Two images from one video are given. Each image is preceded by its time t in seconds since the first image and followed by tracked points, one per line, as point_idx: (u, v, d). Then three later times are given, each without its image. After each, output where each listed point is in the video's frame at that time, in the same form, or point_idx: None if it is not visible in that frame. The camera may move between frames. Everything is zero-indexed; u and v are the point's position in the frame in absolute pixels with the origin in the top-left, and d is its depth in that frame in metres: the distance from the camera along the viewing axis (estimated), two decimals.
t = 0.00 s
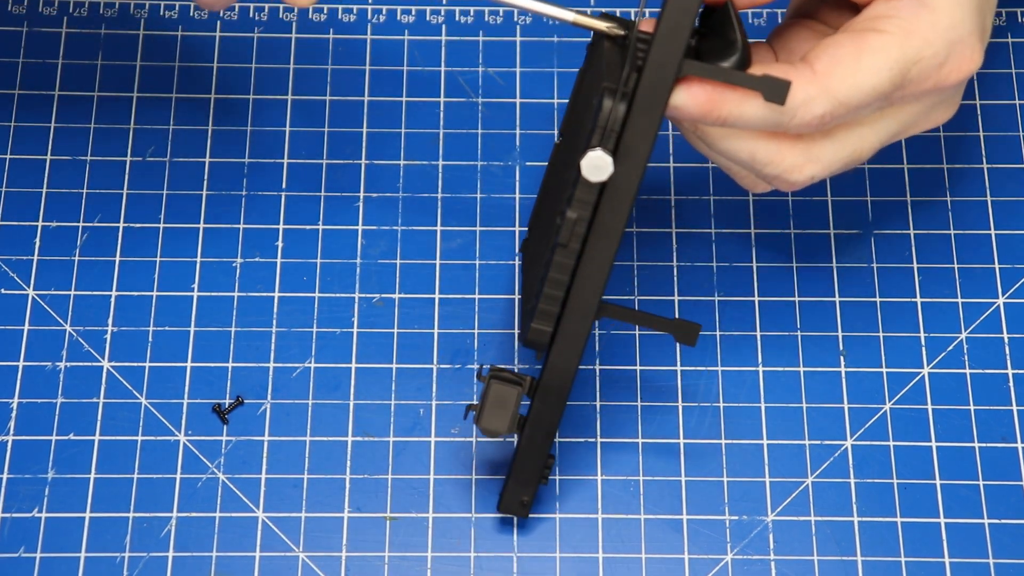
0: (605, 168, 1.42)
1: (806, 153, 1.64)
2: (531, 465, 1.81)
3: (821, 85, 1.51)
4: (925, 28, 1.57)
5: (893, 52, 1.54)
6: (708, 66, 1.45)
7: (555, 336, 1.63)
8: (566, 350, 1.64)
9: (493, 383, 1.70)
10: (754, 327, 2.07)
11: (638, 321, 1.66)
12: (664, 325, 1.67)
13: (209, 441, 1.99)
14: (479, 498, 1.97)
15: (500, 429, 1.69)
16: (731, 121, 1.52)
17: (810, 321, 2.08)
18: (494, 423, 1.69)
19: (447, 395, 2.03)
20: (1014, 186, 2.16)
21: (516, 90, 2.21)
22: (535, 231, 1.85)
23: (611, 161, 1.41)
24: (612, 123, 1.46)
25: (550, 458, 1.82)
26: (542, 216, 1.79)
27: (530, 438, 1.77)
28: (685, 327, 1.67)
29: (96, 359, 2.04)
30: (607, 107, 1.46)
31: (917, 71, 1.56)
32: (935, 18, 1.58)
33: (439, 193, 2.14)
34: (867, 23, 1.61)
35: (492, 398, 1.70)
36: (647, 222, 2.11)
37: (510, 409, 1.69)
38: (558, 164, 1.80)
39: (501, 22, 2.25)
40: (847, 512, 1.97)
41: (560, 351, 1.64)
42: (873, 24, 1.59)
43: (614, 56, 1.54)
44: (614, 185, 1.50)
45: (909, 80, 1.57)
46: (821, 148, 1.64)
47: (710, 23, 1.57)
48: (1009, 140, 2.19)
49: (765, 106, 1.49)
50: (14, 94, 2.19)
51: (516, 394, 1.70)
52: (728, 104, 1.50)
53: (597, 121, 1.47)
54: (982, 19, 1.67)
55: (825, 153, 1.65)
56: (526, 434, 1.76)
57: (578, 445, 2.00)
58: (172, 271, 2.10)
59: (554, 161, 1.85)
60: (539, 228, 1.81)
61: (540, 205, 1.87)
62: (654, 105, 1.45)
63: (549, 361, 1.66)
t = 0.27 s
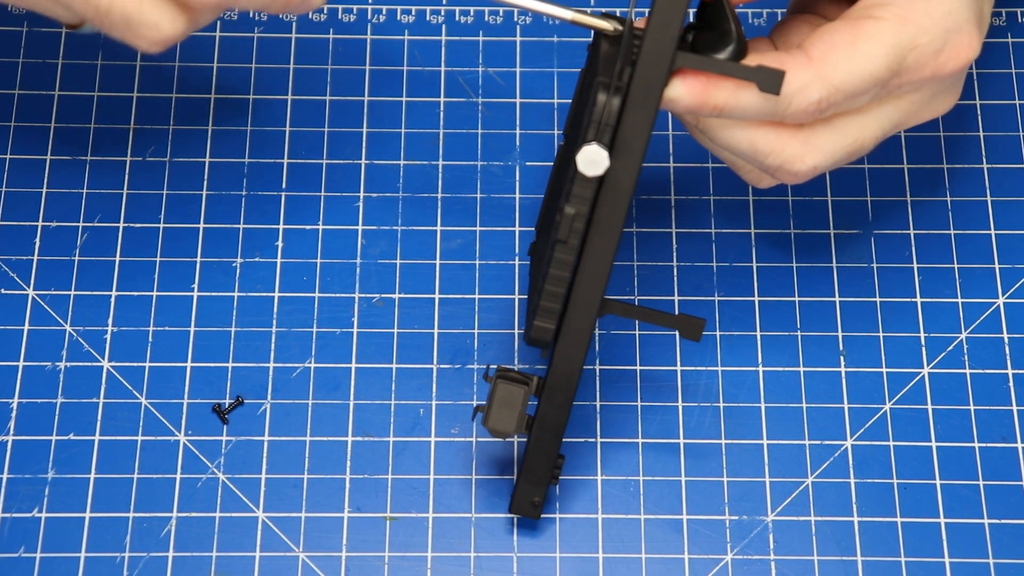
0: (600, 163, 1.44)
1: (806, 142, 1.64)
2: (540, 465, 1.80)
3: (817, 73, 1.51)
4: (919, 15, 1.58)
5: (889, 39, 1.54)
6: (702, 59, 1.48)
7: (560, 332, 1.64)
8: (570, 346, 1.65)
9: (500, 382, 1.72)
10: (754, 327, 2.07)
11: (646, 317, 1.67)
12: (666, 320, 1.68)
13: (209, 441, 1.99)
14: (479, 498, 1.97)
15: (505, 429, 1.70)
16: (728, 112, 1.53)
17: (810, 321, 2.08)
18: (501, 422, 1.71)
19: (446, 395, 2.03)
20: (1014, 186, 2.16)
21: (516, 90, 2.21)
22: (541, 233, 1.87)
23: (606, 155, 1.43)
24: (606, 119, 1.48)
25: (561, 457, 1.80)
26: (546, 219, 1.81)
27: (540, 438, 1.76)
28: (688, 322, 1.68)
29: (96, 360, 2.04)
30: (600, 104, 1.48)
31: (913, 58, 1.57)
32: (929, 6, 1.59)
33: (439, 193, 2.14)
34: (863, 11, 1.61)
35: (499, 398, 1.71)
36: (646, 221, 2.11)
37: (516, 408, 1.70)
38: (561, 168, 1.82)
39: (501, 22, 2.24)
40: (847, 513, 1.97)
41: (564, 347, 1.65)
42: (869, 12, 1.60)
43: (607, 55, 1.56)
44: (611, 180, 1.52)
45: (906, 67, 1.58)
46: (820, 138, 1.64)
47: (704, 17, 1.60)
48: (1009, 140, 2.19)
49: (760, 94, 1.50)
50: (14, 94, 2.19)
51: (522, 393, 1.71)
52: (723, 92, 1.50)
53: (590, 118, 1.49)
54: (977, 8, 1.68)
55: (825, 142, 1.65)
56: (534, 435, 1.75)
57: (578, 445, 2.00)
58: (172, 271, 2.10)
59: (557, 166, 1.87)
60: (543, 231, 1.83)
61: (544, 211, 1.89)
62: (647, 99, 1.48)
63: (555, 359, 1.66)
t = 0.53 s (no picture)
0: (603, 163, 1.45)
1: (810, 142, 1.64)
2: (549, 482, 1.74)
3: (815, 72, 1.52)
4: (916, 9, 1.58)
5: (886, 34, 1.54)
6: (699, 57, 1.48)
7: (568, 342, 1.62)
8: (579, 355, 1.63)
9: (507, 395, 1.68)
10: (754, 327, 2.07)
11: (651, 322, 1.67)
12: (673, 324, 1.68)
13: (209, 441, 1.99)
14: (479, 498, 1.97)
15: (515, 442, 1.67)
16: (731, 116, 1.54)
17: (810, 321, 2.08)
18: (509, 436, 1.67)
19: (446, 395, 2.03)
20: (1014, 186, 2.16)
21: (516, 90, 2.21)
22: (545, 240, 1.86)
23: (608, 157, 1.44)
24: (605, 118, 1.47)
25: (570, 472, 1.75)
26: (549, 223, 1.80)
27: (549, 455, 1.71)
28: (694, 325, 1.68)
29: (96, 360, 2.04)
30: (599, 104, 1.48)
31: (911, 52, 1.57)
32: None
33: (439, 193, 2.14)
34: (860, 7, 1.62)
35: (507, 410, 1.67)
36: (646, 221, 2.11)
37: (525, 418, 1.66)
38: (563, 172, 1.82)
39: (501, 22, 2.24)
40: (847, 513, 1.97)
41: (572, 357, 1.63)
42: (865, 8, 1.60)
43: (604, 57, 1.57)
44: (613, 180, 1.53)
45: (904, 61, 1.58)
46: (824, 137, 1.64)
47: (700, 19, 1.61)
48: (1009, 140, 2.19)
49: (760, 95, 1.51)
50: (14, 94, 2.19)
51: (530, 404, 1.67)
52: (723, 95, 1.51)
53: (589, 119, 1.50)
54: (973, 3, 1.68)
55: (830, 141, 1.64)
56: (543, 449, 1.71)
57: (578, 445, 2.00)
58: (172, 271, 2.10)
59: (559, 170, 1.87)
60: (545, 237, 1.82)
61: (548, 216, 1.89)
62: (646, 97, 1.49)
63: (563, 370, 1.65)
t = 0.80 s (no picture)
0: (602, 162, 1.41)
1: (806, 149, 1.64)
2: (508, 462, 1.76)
3: (820, 84, 1.51)
4: (917, 15, 1.57)
5: (889, 42, 1.54)
6: (707, 63, 1.45)
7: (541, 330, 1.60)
8: (551, 344, 1.61)
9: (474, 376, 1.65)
10: (754, 327, 2.07)
11: (626, 317, 1.64)
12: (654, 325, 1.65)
13: (209, 441, 1.99)
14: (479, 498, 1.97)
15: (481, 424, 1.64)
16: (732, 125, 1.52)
17: (810, 321, 2.08)
18: (475, 419, 1.64)
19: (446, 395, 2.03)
20: (1014, 186, 2.16)
21: (516, 90, 2.21)
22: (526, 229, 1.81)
23: (608, 154, 1.40)
24: (609, 116, 1.44)
25: (530, 455, 1.78)
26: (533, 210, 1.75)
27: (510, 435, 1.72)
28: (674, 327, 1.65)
29: (96, 359, 2.04)
30: (605, 100, 1.44)
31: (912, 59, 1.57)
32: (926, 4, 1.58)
33: (439, 194, 2.14)
34: (859, 13, 1.61)
35: (475, 391, 1.64)
36: (646, 221, 2.11)
37: (493, 402, 1.63)
38: (549, 159, 1.77)
39: (501, 22, 2.25)
40: (847, 513, 1.97)
41: (543, 346, 1.61)
42: (865, 16, 1.59)
43: (611, 49, 1.52)
44: (610, 178, 1.48)
45: (904, 68, 1.57)
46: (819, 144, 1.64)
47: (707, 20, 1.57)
48: (1009, 140, 2.19)
49: (764, 106, 1.49)
50: (14, 94, 2.19)
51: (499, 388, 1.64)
52: (730, 104, 1.48)
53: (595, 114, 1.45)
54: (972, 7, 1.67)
55: (824, 147, 1.65)
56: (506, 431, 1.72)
57: (577, 445, 2.00)
58: (172, 271, 2.10)
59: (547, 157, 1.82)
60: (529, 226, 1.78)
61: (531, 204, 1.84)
62: (653, 99, 1.44)
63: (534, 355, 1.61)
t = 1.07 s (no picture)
0: (637, 121, 1.36)
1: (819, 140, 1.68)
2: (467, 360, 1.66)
3: (850, 82, 1.51)
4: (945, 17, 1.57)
5: (916, 44, 1.55)
6: (754, 40, 1.39)
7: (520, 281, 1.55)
8: (531, 296, 1.55)
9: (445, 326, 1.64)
10: (754, 327, 2.07)
11: (609, 276, 1.66)
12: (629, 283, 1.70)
13: (209, 441, 1.99)
14: (479, 498, 1.97)
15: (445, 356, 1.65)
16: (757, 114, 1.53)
17: (810, 322, 2.08)
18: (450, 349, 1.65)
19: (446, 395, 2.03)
20: (1015, 187, 2.16)
21: (516, 90, 2.21)
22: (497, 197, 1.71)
23: (644, 116, 1.35)
24: (652, 79, 1.36)
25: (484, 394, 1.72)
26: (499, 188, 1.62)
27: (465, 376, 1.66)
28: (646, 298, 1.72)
29: (96, 359, 2.04)
30: (651, 63, 1.37)
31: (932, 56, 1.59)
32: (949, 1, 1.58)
33: (439, 194, 2.14)
34: (885, 10, 1.61)
35: (450, 325, 1.64)
36: (647, 222, 2.12)
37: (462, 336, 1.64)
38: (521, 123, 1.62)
39: (501, 22, 2.25)
40: (847, 513, 1.97)
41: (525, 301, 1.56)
42: (892, 12, 1.59)
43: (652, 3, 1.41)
44: (641, 137, 1.41)
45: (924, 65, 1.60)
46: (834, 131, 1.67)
47: None
48: (1009, 140, 2.19)
49: (798, 92, 1.46)
50: (14, 94, 2.19)
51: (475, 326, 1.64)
52: (762, 88, 1.46)
53: (637, 76, 1.38)
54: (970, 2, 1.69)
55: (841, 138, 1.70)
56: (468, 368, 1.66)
57: (577, 445, 2.00)
58: (172, 271, 2.10)
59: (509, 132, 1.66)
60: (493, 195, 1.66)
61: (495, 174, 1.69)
62: (697, 66, 1.36)
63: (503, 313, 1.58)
